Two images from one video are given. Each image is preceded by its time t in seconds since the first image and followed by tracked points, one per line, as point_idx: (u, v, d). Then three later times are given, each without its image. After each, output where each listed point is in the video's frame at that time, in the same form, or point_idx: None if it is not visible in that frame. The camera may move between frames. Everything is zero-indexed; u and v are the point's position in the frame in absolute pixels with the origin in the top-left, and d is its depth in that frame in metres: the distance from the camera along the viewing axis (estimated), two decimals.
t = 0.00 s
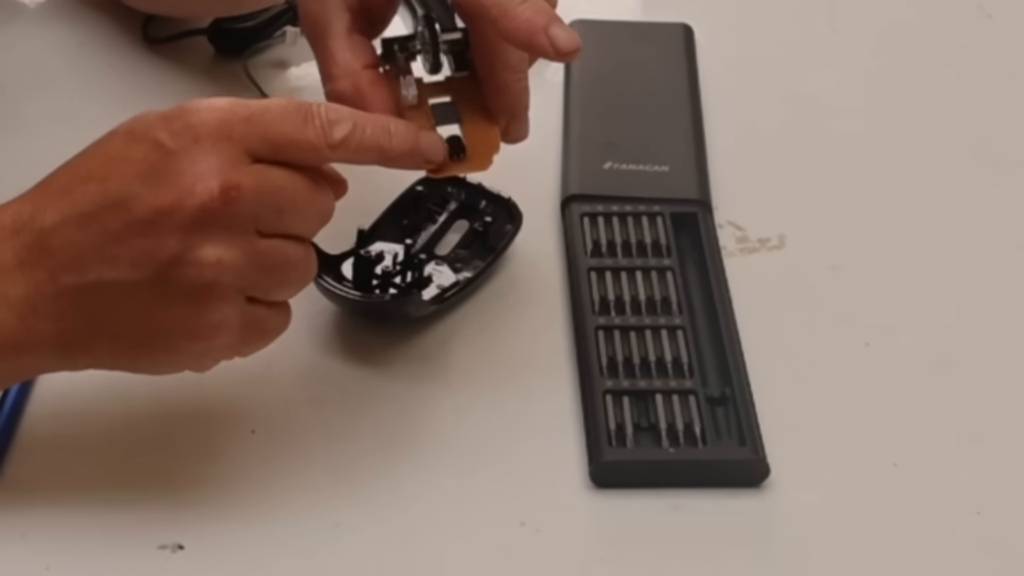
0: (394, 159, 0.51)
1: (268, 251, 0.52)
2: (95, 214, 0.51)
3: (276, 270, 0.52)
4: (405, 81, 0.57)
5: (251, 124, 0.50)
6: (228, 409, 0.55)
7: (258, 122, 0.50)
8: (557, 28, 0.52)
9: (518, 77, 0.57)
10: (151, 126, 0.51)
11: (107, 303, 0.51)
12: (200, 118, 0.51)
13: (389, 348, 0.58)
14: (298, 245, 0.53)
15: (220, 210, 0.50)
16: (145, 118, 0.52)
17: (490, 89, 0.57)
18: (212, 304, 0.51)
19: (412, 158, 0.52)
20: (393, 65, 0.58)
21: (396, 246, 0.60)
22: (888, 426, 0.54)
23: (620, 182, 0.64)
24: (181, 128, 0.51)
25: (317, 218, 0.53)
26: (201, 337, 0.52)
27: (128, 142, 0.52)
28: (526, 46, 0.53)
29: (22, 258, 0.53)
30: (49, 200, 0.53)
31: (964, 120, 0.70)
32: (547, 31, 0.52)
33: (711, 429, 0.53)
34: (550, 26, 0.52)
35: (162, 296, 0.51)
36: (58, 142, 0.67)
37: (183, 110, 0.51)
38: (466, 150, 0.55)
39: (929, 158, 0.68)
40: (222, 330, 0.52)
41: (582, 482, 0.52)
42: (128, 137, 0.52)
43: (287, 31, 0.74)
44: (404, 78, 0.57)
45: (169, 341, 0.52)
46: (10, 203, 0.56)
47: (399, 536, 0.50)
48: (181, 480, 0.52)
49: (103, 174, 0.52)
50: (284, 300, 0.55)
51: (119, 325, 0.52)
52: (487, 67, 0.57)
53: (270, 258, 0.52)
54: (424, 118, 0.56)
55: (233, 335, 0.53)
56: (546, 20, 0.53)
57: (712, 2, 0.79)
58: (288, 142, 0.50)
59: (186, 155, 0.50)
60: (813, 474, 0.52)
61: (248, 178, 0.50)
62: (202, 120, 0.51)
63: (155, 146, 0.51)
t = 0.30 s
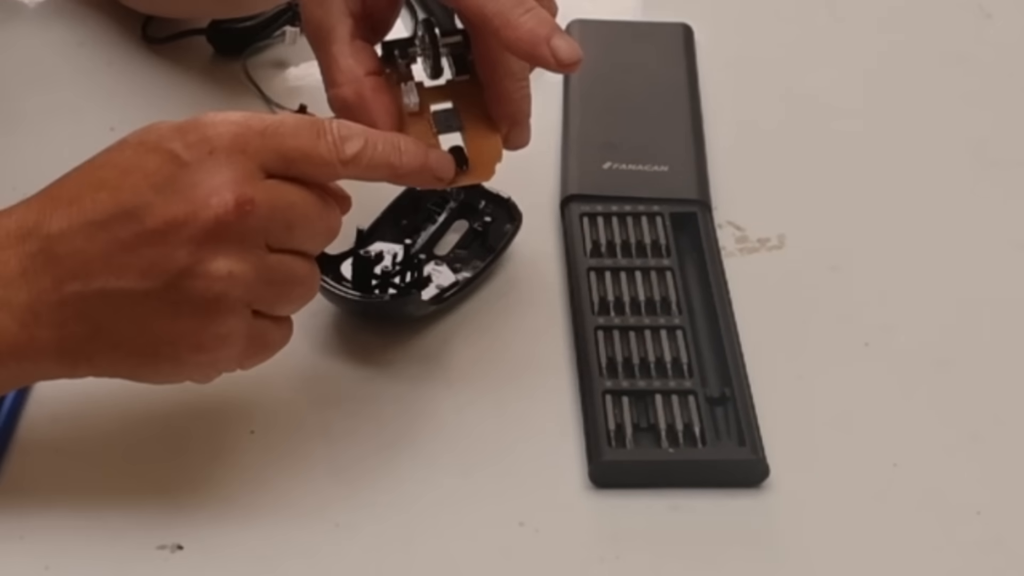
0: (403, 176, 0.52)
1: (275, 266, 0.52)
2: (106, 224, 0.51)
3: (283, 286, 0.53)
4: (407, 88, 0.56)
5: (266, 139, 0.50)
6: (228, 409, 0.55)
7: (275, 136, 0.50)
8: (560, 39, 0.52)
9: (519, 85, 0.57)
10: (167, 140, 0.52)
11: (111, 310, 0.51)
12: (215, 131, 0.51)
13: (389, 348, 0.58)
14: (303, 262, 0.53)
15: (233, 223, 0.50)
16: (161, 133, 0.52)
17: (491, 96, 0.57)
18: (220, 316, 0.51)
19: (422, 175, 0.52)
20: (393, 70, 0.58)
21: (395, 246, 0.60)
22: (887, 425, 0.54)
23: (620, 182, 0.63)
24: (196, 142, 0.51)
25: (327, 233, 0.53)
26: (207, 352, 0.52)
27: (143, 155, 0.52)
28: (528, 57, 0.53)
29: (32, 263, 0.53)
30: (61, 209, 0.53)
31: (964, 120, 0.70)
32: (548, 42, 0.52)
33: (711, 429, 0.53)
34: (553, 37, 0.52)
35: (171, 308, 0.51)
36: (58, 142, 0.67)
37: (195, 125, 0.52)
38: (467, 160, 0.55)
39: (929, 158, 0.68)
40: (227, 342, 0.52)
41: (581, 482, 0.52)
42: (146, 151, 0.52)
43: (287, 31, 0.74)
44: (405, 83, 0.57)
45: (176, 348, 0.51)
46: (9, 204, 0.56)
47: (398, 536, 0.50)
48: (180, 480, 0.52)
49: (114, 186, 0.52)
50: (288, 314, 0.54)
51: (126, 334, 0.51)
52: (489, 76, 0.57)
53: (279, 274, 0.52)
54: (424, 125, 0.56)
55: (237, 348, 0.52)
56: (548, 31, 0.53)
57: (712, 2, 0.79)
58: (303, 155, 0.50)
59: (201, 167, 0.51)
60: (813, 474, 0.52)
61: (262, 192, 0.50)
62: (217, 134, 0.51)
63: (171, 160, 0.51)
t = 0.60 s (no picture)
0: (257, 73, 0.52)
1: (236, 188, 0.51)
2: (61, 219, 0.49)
3: (247, 192, 0.51)
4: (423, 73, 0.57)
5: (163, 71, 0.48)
6: (228, 410, 0.55)
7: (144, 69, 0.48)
8: (573, 22, 0.55)
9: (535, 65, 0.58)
10: (54, 109, 0.48)
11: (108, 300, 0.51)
12: (88, 86, 0.47)
13: (389, 348, 0.58)
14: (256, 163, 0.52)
15: (172, 173, 0.48)
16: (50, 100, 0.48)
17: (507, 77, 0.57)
18: (209, 259, 0.50)
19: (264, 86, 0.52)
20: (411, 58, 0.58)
21: (395, 246, 0.60)
22: (888, 426, 0.54)
23: (620, 182, 0.63)
24: (90, 105, 0.47)
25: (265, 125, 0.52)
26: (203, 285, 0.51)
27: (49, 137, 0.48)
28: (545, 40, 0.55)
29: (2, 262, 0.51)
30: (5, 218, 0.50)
31: (964, 120, 0.70)
32: (564, 25, 0.54)
33: (712, 429, 0.53)
34: (565, 19, 0.55)
35: (162, 276, 0.50)
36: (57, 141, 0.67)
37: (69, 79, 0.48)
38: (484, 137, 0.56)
39: (929, 158, 0.68)
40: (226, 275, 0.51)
41: (581, 482, 0.52)
42: (49, 129, 0.48)
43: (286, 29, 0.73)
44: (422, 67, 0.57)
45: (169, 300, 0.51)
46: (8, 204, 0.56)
47: (399, 536, 0.50)
48: (180, 481, 0.52)
49: (42, 176, 0.49)
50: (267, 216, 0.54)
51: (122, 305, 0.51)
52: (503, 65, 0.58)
53: (241, 185, 0.51)
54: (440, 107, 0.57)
55: (237, 278, 0.52)
56: (560, 14, 0.55)
57: (713, 2, 0.79)
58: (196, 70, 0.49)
59: (115, 127, 0.47)
60: (813, 474, 0.52)
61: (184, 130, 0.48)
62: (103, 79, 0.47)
63: (77, 134, 0.48)
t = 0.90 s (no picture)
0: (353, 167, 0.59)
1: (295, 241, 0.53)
2: (118, 227, 0.50)
3: (300, 259, 0.53)
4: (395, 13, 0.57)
5: (273, 124, 0.53)
6: (229, 411, 0.55)
7: (254, 117, 0.52)
8: None
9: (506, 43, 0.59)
10: (166, 120, 0.52)
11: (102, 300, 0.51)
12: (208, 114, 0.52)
13: (390, 348, 0.58)
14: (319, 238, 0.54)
15: (251, 204, 0.51)
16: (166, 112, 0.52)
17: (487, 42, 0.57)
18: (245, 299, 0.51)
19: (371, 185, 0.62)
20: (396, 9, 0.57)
21: (395, 246, 0.60)
22: (887, 426, 0.54)
23: (620, 182, 0.63)
24: (197, 129, 0.51)
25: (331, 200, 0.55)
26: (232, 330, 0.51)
27: (148, 146, 0.51)
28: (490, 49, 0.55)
29: (16, 262, 0.52)
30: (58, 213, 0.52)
31: (964, 119, 0.70)
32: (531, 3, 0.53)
33: (711, 429, 0.53)
34: None
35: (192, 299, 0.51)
36: (57, 142, 0.66)
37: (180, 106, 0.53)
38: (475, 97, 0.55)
39: (930, 158, 0.68)
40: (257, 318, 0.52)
41: (581, 482, 0.52)
42: (152, 138, 0.51)
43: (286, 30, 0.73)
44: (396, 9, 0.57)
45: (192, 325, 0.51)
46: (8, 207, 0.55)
47: (399, 536, 0.50)
48: (181, 480, 0.52)
49: (118, 178, 0.51)
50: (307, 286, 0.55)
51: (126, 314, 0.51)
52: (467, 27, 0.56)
53: (295, 246, 0.53)
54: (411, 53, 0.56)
55: (264, 326, 0.53)
56: None
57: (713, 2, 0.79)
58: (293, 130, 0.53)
59: (220, 150, 0.51)
60: (813, 474, 0.52)
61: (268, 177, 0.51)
62: (215, 113, 0.52)
63: (179, 149, 0.51)
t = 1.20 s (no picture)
0: (368, 171, 0.49)
1: (314, 266, 0.51)
2: (126, 254, 0.49)
3: (321, 281, 0.52)
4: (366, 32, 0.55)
5: (298, 168, 0.48)
6: (230, 411, 0.55)
7: (274, 164, 0.48)
8: None
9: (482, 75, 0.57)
10: (184, 147, 0.49)
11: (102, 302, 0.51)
12: (229, 156, 0.48)
13: (390, 347, 0.58)
14: (346, 257, 0.52)
15: (258, 260, 0.49)
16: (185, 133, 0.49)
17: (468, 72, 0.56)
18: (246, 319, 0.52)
19: (393, 173, 0.50)
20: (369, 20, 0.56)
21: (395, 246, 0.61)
22: (887, 426, 0.54)
23: (620, 182, 0.63)
24: (213, 175, 0.48)
25: (366, 225, 0.50)
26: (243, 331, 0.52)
27: (160, 180, 0.49)
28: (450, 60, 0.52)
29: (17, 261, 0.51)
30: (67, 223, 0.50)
31: (963, 119, 0.70)
32: None
33: (711, 429, 0.53)
34: None
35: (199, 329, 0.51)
36: (57, 142, 0.66)
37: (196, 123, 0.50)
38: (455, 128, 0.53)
39: (930, 158, 0.68)
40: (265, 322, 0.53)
41: (581, 482, 0.52)
42: (165, 172, 0.49)
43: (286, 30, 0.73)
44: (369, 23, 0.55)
45: (197, 337, 0.52)
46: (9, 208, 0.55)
47: (400, 537, 0.50)
48: (182, 481, 0.52)
49: (131, 198, 0.49)
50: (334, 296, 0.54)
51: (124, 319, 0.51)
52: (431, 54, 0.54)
53: (314, 277, 0.51)
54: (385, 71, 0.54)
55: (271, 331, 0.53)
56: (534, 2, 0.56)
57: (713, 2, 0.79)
58: (313, 170, 0.48)
59: (233, 203, 0.48)
60: (814, 475, 0.52)
61: (278, 229, 0.49)
62: (234, 159, 0.48)
63: (193, 194, 0.48)
